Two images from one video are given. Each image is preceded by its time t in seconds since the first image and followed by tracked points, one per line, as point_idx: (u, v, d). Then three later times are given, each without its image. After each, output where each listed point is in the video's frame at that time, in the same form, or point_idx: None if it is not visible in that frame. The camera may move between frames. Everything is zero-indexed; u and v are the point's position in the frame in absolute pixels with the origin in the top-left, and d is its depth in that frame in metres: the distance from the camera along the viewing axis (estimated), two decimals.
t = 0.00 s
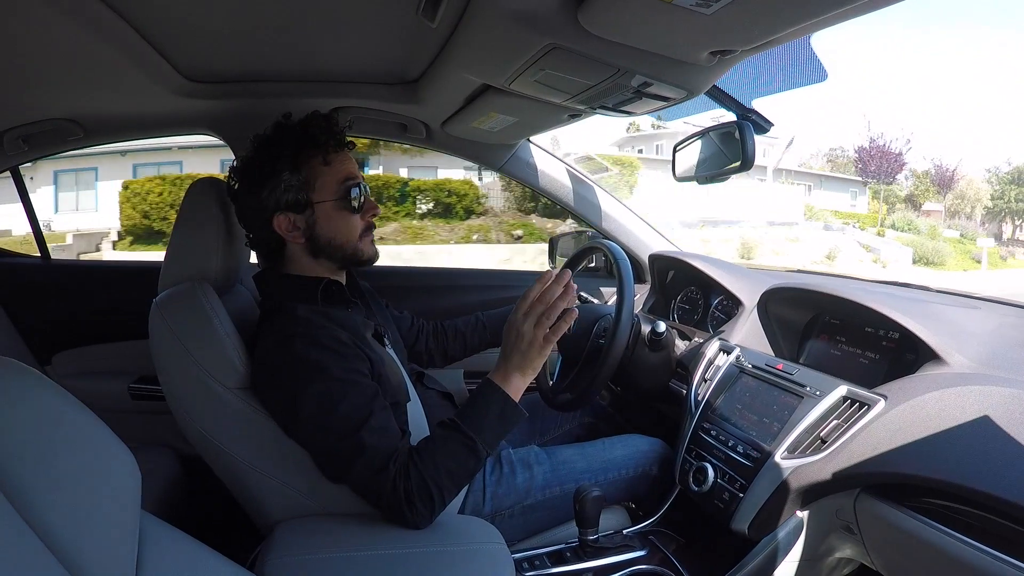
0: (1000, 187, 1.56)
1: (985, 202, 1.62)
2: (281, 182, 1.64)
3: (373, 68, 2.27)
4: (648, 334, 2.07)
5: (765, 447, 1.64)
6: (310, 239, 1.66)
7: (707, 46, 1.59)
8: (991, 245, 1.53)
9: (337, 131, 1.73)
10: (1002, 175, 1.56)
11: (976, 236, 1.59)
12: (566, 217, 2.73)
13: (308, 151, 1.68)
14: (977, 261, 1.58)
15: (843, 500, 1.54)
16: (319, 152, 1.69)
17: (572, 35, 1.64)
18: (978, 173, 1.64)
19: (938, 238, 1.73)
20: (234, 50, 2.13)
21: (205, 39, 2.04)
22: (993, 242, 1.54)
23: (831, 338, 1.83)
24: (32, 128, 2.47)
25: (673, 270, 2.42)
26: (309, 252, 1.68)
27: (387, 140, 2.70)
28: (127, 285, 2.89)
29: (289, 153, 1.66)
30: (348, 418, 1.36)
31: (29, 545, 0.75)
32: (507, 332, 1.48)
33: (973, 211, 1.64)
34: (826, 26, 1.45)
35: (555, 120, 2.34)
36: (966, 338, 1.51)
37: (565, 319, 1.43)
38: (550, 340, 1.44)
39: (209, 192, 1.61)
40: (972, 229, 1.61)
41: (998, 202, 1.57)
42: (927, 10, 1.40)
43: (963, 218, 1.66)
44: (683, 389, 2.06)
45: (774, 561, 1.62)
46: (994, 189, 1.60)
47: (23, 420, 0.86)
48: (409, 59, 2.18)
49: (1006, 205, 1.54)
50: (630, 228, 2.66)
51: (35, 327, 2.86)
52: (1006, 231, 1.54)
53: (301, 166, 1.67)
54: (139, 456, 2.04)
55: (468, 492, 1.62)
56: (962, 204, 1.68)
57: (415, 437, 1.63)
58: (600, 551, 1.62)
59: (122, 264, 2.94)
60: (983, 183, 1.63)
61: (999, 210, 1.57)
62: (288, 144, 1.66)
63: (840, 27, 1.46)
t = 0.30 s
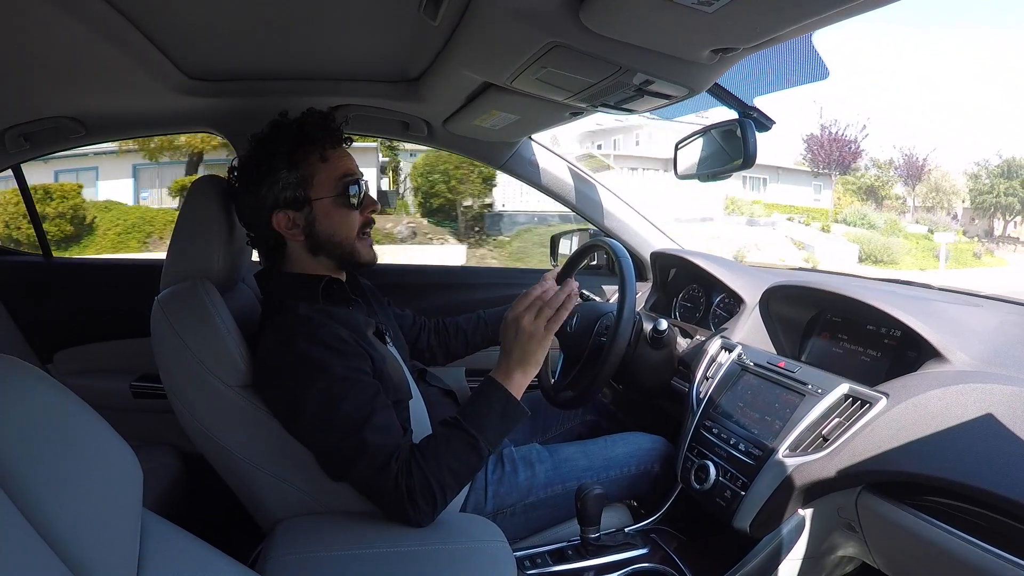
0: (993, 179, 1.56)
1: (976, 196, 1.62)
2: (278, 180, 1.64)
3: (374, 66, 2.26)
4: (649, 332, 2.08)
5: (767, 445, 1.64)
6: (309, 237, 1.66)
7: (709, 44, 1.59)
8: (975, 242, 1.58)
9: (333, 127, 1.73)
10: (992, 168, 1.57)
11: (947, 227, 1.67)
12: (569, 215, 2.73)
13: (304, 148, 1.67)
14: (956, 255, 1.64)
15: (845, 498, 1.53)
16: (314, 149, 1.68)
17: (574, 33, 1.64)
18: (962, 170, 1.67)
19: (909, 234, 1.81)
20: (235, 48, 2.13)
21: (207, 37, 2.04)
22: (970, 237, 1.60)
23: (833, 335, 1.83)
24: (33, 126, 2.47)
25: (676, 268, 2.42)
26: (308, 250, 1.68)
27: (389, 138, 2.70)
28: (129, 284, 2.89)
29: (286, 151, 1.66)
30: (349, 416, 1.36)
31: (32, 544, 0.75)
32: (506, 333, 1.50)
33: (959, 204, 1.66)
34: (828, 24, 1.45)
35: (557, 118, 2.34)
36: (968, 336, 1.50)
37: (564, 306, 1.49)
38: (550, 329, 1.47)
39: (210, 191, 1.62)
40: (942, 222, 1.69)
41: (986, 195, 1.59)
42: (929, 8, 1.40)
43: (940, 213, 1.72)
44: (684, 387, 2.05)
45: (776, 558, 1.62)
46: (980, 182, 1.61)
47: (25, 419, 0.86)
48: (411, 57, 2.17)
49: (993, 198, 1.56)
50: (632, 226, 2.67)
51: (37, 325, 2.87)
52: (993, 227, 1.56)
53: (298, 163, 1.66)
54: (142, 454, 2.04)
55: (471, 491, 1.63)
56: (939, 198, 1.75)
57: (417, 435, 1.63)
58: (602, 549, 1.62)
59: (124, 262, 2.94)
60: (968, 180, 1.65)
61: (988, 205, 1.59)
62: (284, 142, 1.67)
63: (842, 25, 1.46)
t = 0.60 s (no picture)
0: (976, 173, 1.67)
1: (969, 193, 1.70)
2: (294, 183, 1.63)
3: (375, 68, 2.26)
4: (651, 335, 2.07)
5: (768, 448, 1.64)
6: (324, 240, 1.66)
7: (710, 47, 1.59)
8: (951, 240, 1.72)
9: (347, 130, 1.72)
10: (982, 164, 1.65)
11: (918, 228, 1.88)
12: (570, 217, 2.73)
13: (319, 151, 1.66)
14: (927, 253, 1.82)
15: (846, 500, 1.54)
16: (330, 151, 1.67)
17: (574, 36, 1.64)
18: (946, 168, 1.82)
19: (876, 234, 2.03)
20: (237, 50, 2.13)
21: (208, 39, 2.04)
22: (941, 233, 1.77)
23: (835, 338, 1.83)
24: (34, 128, 2.47)
25: (677, 270, 2.42)
26: (323, 254, 1.68)
27: (390, 139, 2.70)
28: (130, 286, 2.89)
29: (301, 153, 1.64)
30: (351, 419, 1.36)
31: (33, 546, 0.75)
32: (487, 335, 1.50)
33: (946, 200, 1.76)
34: (829, 26, 1.45)
35: (559, 120, 2.34)
36: (968, 337, 1.51)
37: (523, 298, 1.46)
38: (520, 323, 1.45)
39: (212, 194, 1.62)
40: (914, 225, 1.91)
41: (976, 192, 1.67)
42: (929, 10, 1.40)
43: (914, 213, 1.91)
44: (687, 389, 2.06)
45: (778, 560, 1.61)
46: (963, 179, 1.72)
47: (26, 422, 0.86)
48: (412, 59, 2.18)
49: (982, 195, 1.65)
50: (633, 228, 2.66)
51: (38, 325, 2.87)
52: (985, 226, 1.62)
53: (313, 166, 1.65)
54: (144, 456, 2.04)
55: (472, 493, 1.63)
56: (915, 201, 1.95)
57: (418, 437, 1.63)
58: (604, 551, 1.62)
59: (125, 264, 2.94)
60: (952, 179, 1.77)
61: (975, 202, 1.67)
62: (300, 143, 1.65)
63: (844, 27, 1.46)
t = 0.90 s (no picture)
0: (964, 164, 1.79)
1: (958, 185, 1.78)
2: (292, 181, 1.63)
3: (376, 68, 2.27)
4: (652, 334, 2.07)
5: (769, 448, 1.63)
6: (320, 239, 1.66)
7: (711, 47, 1.59)
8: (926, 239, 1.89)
9: (347, 131, 1.71)
10: (970, 158, 1.77)
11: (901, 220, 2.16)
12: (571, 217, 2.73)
13: (319, 150, 1.67)
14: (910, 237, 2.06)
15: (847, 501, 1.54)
16: (330, 152, 1.67)
17: (575, 36, 1.64)
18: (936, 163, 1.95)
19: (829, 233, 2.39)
20: (239, 51, 2.13)
21: (209, 40, 2.04)
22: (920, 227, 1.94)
23: (835, 338, 1.83)
24: (35, 128, 2.47)
25: (679, 270, 2.41)
26: (319, 253, 1.68)
27: (391, 139, 2.70)
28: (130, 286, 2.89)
29: (301, 152, 1.65)
30: (351, 418, 1.36)
31: (34, 546, 0.75)
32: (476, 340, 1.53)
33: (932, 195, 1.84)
34: (830, 26, 1.45)
35: (560, 120, 2.34)
36: (969, 337, 1.51)
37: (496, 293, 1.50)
38: (498, 315, 1.48)
39: (214, 194, 1.62)
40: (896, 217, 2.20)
41: (961, 186, 1.76)
42: (929, 11, 1.41)
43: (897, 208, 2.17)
44: (687, 389, 2.06)
45: (781, 558, 1.62)
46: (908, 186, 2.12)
47: (26, 422, 0.85)
48: (412, 60, 2.18)
49: (967, 190, 1.73)
50: (634, 228, 2.65)
51: (39, 325, 2.87)
52: (973, 223, 1.69)
53: (312, 166, 1.65)
54: (145, 456, 2.05)
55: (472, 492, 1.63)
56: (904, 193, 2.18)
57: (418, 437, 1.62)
58: (604, 551, 1.62)
59: (125, 264, 2.94)
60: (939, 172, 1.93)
61: (960, 196, 1.76)
62: (300, 143, 1.65)
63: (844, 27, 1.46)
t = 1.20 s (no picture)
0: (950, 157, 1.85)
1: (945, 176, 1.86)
2: (287, 180, 1.64)
3: (375, 67, 2.26)
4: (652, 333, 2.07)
5: (769, 447, 1.64)
6: (319, 235, 1.67)
7: (711, 46, 1.59)
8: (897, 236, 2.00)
9: (338, 127, 1.73)
10: (954, 148, 1.87)
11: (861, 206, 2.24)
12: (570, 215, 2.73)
13: (314, 148, 1.67)
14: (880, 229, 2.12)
15: (847, 500, 1.54)
16: (323, 148, 1.68)
17: (575, 35, 1.64)
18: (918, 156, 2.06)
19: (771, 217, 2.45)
20: (239, 50, 2.13)
21: (209, 39, 2.04)
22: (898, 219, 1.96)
23: (836, 337, 1.83)
24: (35, 128, 2.47)
25: (679, 269, 2.41)
26: (319, 250, 1.68)
27: (390, 138, 2.69)
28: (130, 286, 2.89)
29: (295, 150, 1.66)
30: (351, 417, 1.36)
31: (34, 547, 0.75)
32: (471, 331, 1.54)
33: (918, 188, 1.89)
34: (830, 25, 1.45)
35: (559, 119, 2.33)
36: (969, 336, 1.51)
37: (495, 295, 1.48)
38: (496, 316, 1.47)
39: (216, 192, 1.61)
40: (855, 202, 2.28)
41: (945, 179, 1.83)
42: (929, 10, 1.41)
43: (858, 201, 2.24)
44: (688, 387, 2.06)
45: (781, 557, 1.61)
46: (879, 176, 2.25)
47: (25, 423, 0.85)
48: (412, 59, 2.18)
49: (950, 181, 1.81)
50: (635, 228, 2.66)
51: (40, 325, 2.87)
52: (961, 218, 1.74)
53: (307, 163, 1.66)
54: (145, 456, 2.05)
55: (473, 491, 1.63)
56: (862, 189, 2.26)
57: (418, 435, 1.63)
58: (604, 550, 1.62)
59: (126, 264, 2.94)
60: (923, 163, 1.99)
61: (943, 190, 1.82)
62: (294, 141, 1.66)
63: (844, 26, 1.46)
